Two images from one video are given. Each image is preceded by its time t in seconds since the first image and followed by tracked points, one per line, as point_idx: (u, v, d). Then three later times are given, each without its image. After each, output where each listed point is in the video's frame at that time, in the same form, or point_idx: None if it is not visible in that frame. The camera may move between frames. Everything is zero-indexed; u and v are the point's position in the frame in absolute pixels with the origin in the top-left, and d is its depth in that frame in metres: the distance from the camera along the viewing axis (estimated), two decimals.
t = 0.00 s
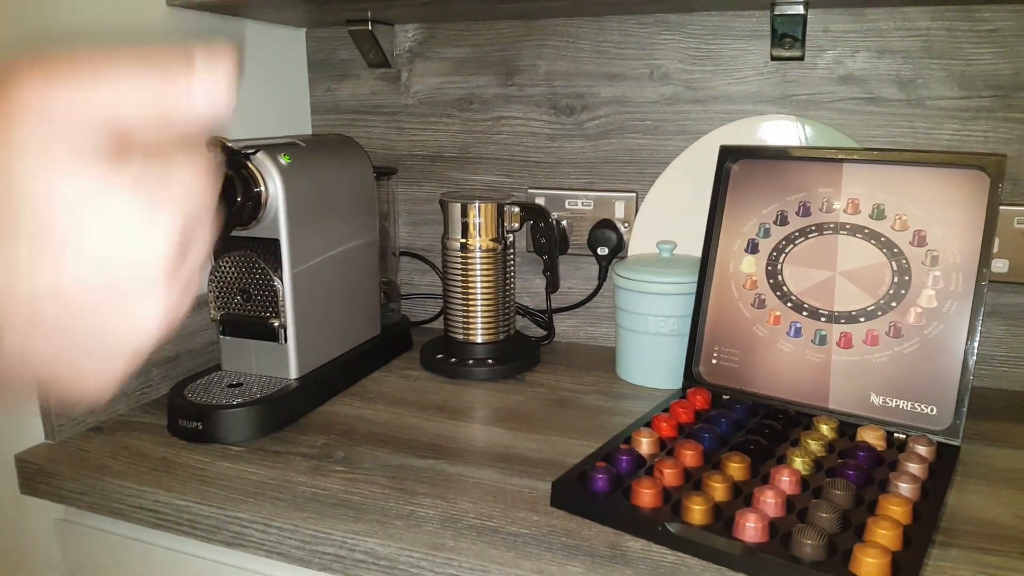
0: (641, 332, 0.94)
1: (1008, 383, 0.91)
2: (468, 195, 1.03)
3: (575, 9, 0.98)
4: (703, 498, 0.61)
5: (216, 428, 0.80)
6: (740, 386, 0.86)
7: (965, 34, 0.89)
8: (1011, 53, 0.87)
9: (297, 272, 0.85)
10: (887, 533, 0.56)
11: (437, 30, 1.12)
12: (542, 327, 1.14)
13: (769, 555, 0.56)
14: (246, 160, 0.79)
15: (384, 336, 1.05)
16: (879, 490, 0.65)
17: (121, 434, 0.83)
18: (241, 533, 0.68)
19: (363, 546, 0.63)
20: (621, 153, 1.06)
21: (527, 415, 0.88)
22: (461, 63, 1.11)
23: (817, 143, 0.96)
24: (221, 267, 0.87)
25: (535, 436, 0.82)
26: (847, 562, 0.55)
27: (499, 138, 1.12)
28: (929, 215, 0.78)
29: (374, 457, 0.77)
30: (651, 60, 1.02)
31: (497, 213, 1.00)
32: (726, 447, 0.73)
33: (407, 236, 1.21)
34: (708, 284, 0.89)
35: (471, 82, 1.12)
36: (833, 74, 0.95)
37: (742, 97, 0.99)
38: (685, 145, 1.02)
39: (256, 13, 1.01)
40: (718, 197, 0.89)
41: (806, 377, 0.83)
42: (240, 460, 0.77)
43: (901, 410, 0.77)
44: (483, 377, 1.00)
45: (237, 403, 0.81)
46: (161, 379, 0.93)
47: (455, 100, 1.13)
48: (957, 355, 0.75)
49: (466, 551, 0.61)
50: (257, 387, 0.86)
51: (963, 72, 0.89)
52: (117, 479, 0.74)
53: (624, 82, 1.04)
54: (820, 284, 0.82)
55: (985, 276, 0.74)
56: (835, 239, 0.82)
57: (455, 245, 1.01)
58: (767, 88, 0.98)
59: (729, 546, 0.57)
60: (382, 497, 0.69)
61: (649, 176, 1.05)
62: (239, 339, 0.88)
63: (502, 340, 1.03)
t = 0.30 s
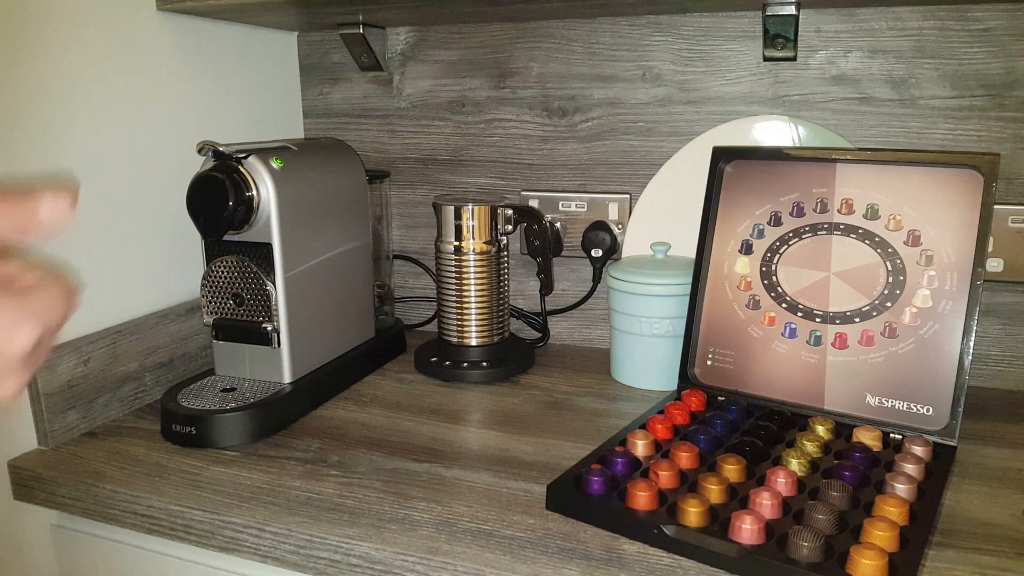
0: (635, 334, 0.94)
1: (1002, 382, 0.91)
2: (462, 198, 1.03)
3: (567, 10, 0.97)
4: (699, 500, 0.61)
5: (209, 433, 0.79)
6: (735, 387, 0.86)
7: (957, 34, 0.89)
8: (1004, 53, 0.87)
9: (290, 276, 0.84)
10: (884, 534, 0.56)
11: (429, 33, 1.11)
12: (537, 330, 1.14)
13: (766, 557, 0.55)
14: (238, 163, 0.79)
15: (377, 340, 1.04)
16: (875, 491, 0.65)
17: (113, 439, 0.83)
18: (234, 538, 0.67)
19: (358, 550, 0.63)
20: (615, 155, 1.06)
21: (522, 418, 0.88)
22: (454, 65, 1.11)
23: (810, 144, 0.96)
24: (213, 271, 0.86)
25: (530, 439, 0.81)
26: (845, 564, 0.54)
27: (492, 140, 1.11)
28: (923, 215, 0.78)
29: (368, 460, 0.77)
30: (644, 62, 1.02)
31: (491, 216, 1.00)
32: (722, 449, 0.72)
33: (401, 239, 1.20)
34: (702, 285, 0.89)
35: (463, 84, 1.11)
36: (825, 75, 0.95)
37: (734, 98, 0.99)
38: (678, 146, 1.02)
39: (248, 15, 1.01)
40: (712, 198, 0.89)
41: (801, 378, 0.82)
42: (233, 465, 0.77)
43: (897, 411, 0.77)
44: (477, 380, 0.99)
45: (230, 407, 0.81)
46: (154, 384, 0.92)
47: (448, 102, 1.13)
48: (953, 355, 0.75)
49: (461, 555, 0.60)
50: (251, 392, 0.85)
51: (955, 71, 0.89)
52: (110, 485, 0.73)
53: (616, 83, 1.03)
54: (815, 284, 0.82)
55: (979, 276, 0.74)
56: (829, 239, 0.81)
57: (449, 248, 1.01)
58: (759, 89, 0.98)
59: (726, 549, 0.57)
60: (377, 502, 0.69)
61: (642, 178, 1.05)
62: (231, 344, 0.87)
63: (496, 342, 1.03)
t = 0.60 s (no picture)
0: (640, 333, 0.93)
1: (1007, 385, 0.91)
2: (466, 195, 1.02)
3: (574, 8, 0.97)
4: (705, 500, 0.61)
5: (213, 429, 0.79)
6: (739, 387, 0.86)
7: (966, 35, 0.88)
8: (1012, 55, 0.87)
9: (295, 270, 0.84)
10: (890, 535, 0.55)
11: (435, 29, 1.11)
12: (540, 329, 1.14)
13: (772, 558, 0.55)
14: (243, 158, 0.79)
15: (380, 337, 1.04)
16: (880, 492, 0.65)
17: (116, 434, 0.82)
18: (237, 535, 0.67)
19: (362, 548, 0.62)
20: (620, 154, 1.05)
21: (526, 417, 0.87)
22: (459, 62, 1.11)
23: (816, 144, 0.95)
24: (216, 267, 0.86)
25: (534, 438, 0.81)
26: (851, 565, 0.54)
27: (496, 137, 1.11)
28: (930, 216, 0.77)
29: (370, 457, 0.77)
30: (650, 60, 1.01)
31: (495, 213, 1.00)
32: (727, 449, 0.72)
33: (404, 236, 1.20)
34: (708, 284, 0.89)
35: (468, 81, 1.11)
36: (832, 75, 0.94)
37: (740, 97, 0.99)
38: (684, 145, 1.02)
39: (253, 10, 1.00)
40: (718, 198, 0.89)
41: (806, 379, 0.82)
42: (236, 461, 0.76)
43: (902, 412, 0.77)
44: (481, 378, 0.98)
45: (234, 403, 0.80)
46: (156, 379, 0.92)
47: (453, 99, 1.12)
48: (959, 357, 0.75)
49: (466, 553, 0.60)
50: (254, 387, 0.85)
51: (963, 73, 0.89)
52: (112, 480, 0.73)
53: (622, 82, 1.03)
54: (820, 285, 0.82)
55: (986, 278, 0.74)
56: (836, 239, 0.81)
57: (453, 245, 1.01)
58: (766, 89, 0.97)
59: (732, 549, 0.57)
60: (380, 499, 0.68)
61: (647, 177, 1.05)
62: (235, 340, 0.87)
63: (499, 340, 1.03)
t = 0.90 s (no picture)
0: (640, 331, 0.93)
1: (1010, 379, 0.90)
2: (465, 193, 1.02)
3: (573, 4, 0.97)
4: (708, 498, 0.60)
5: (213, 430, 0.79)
6: (741, 384, 0.85)
7: (966, 27, 0.88)
8: (1013, 47, 0.87)
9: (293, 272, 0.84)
10: (895, 532, 0.55)
11: (433, 26, 1.11)
12: (540, 327, 1.13)
13: (777, 556, 0.55)
14: (240, 159, 0.78)
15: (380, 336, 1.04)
16: (884, 487, 0.64)
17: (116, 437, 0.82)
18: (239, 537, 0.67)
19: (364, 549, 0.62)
20: (620, 150, 1.05)
21: (527, 415, 0.87)
22: (457, 59, 1.10)
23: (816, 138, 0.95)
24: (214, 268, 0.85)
25: (535, 436, 0.81)
26: (856, 562, 0.54)
27: (494, 135, 1.11)
28: (932, 210, 0.77)
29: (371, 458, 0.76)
30: (649, 56, 1.01)
31: (494, 211, 0.99)
32: (729, 446, 0.72)
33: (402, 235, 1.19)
34: (708, 281, 0.88)
35: (467, 78, 1.10)
36: (832, 69, 0.94)
37: (739, 92, 0.98)
38: (684, 141, 1.01)
39: (250, 8, 1.00)
40: (718, 194, 0.88)
41: (808, 374, 0.82)
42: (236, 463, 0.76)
43: (905, 407, 0.77)
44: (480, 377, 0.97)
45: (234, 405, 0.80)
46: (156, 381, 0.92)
47: (451, 96, 1.12)
48: (962, 351, 0.75)
49: (469, 553, 0.60)
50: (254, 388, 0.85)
51: (964, 65, 0.89)
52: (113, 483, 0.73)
53: (621, 77, 1.03)
54: (822, 281, 0.82)
55: (988, 271, 0.74)
56: (837, 234, 0.81)
57: (452, 244, 1.00)
58: (766, 84, 0.97)
59: (736, 547, 0.56)
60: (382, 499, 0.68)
61: (646, 173, 1.04)
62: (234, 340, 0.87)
63: (499, 339, 1.02)
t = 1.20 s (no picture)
0: (639, 321, 0.93)
1: (1009, 372, 0.90)
2: (464, 181, 1.01)
3: None
4: (705, 487, 0.60)
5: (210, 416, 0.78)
6: (738, 374, 0.85)
7: (970, 18, 0.87)
8: (1016, 38, 0.86)
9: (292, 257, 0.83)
10: (892, 522, 0.55)
11: (433, 12, 1.10)
12: (538, 316, 1.13)
13: (772, 544, 0.55)
14: (238, 144, 0.78)
15: (378, 324, 1.03)
16: (881, 478, 0.64)
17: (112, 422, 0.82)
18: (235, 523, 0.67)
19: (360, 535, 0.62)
20: (620, 139, 1.04)
21: (525, 404, 0.87)
22: (457, 46, 1.10)
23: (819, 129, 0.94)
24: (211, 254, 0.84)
25: (533, 425, 0.81)
26: (852, 551, 0.54)
27: (494, 123, 1.10)
28: (933, 202, 0.77)
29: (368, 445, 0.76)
30: (651, 44, 1.00)
31: (493, 200, 0.99)
32: (726, 436, 0.72)
33: (401, 223, 1.19)
34: (708, 271, 0.88)
35: (467, 65, 1.10)
36: (835, 59, 0.93)
37: (741, 82, 0.98)
38: (685, 131, 1.01)
39: None
40: (718, 183, 0.88)
41: (806, 365, 0.82)
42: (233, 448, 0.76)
43: (903, 399, 0.76)
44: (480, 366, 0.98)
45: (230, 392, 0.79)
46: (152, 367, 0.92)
47: (450, 83, 1.11)
48: (961, 344, 0.74)
49: (465, 539, 0.60)
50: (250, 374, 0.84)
51: (967, 57, 0.88)
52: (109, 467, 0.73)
53: (622, 65, 1.02)
54: (822, 271, 0.81)
55: (989, 264, 0.73)
56: (838, 225, 0.80)
57: (451, 232, 1.00)
58: (768, 73, 0.96)
59: (732, 536, 0.56)
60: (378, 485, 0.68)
61: (646, 162, 1.04)
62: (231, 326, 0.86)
63: (498, 328, 1.02)
